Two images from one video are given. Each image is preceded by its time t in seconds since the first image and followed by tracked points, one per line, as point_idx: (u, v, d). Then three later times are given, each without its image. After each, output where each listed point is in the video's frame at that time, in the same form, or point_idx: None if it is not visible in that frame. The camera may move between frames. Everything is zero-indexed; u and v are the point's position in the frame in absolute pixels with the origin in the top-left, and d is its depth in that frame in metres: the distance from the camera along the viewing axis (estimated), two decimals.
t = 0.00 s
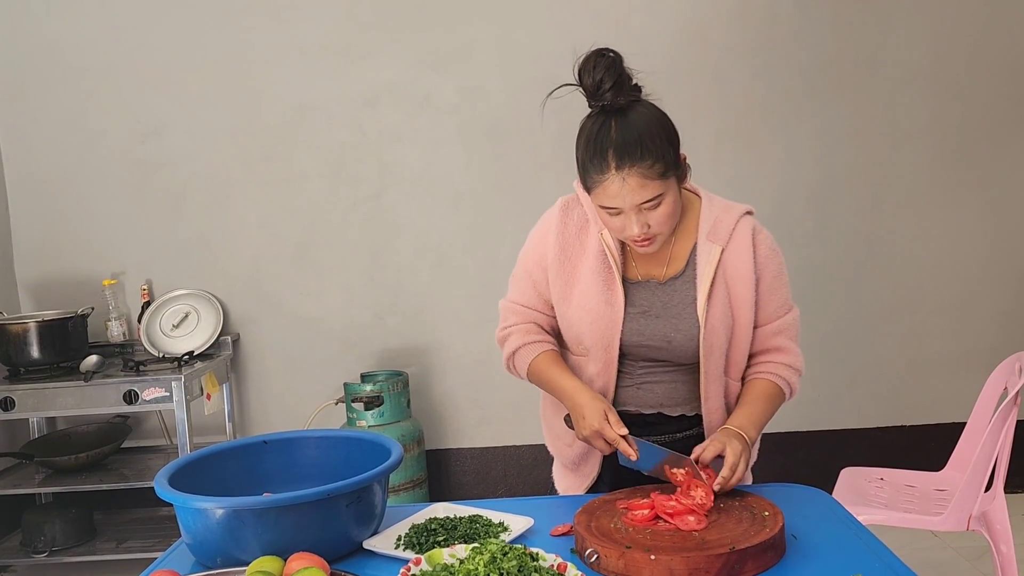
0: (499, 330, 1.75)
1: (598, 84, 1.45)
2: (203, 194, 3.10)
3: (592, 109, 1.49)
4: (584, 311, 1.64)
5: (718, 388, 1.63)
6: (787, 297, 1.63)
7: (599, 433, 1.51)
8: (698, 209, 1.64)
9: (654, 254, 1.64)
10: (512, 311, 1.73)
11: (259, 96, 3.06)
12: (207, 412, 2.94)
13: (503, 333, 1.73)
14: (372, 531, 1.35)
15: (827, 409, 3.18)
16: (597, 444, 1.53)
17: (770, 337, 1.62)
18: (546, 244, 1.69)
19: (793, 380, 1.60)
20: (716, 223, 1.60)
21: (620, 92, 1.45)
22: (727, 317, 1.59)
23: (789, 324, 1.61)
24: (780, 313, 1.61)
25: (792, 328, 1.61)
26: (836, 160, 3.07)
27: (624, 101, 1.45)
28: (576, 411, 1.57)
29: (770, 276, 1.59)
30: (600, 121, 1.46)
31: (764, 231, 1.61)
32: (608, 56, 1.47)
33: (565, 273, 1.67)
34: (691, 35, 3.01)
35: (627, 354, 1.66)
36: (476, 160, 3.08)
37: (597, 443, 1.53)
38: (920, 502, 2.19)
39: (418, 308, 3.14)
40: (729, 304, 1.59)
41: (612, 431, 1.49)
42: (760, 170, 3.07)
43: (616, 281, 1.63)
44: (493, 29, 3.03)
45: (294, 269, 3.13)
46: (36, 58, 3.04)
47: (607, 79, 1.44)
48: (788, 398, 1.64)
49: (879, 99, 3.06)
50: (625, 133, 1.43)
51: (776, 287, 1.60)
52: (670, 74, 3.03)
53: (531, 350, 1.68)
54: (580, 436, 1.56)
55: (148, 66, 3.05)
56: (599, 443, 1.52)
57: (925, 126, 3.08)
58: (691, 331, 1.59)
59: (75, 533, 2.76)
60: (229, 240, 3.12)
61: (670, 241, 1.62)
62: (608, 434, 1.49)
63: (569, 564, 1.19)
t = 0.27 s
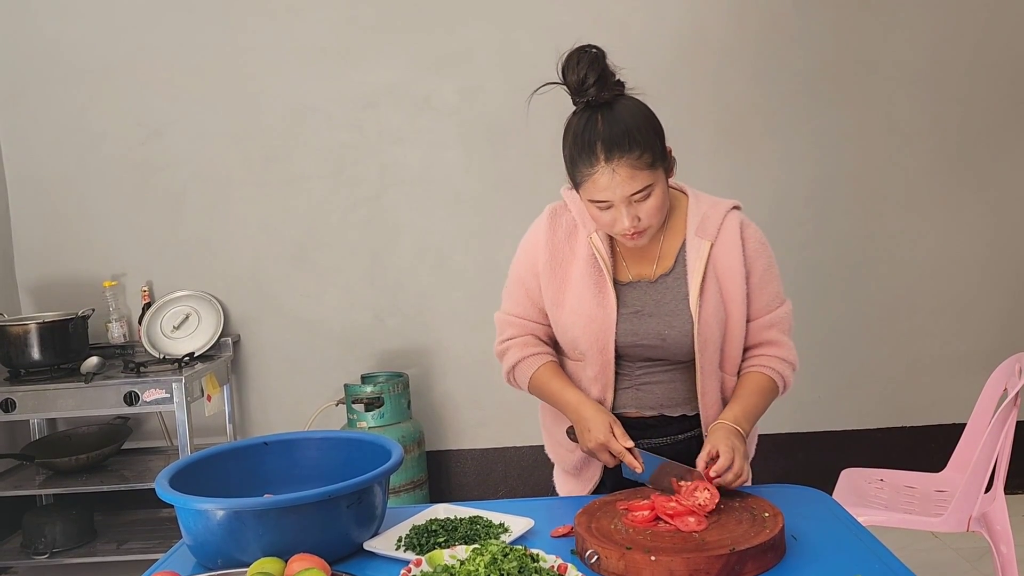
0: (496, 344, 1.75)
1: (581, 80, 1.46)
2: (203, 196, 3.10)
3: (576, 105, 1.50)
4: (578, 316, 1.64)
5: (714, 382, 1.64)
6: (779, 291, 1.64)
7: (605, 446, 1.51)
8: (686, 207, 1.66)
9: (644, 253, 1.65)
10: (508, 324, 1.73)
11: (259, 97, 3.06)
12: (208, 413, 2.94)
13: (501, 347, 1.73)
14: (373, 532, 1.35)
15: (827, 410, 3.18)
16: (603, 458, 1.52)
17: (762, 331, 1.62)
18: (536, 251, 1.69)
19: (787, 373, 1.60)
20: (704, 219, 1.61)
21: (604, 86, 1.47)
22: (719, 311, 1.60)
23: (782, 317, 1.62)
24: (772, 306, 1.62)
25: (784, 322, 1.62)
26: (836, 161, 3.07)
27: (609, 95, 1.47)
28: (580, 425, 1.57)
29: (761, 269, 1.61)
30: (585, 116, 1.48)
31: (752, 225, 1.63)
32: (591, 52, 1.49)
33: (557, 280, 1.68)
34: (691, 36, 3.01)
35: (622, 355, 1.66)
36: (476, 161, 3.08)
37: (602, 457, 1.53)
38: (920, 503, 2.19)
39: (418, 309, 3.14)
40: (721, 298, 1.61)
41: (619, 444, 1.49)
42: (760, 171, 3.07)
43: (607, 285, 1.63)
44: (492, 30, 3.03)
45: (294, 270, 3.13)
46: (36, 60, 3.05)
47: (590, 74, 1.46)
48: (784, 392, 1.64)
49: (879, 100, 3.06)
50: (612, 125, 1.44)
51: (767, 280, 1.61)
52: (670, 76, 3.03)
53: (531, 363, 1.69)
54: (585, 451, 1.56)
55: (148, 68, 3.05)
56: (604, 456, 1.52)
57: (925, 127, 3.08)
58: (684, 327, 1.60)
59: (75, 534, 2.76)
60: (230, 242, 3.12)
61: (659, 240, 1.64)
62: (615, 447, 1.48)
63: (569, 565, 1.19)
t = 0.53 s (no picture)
0: (495, 352, 1.75)
1: (570, 79, 1.48)
2: (204, 197, 3.10)
3: (565, 106, 1.51)
4: (574, 319, 1.64)
5: (712, 381, 1.64)
6: (774, 288, 1.65)
7: (609, 450, 1.50)
8: (677, 207, 1.67)
9: (638, 254, 1.66)
10: (506, 331, 1.73)
11: (261, 99, 3.06)
12: (209, 415, 2.95)
13: (500, 355, 1.73)
14: (374, 533, 1.35)
15: (828, 411, 3.18)
16: (609, 463, 1.52)
17: (758, 328, 1.62)
18: (531, 256, 1.70)
19: (784, 370, 1.60)
20: (696, 218, 1.62)
21: (592, 85, 1.48)
22: (714, 310, 1.61)
23: (776, 314, 1.62)
24: (767, 304, 1.63)
25: (779, 318, 1.62)
26: (836, 162, 3.08)
27: (597, 94, 1.48)
28: (584, 430, 1.57)
29: (754, 267, 1.61)
30: (575, 115, 1.48)
31: (744, 223, 1.64)
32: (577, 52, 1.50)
33: (552, 283, 1.68)
34: (692, 37, 3.02)
35: (619, 357, 1.66)
36: (478, 163, 3.09)
37: (608, 461, 1.52)
38: (921, 505, 2.19)
39: (419, 311, 3.15)
40: (715, 297, 1.61)
41: (623, 448, 1.48)
42: (761, 173, 3.07)
43: (602, 287, 1.64)
44: (494, 32, 3.03)
45: (295, 272, 3.13)
46: (38, 62, 3.05)
47: (578, 72, 1.47)
48: (781, 389, 1.64)
49: (880, 102, 3.06)
50: (603, 121, 1.45)
51: (761, 277, 1.62)
52: (671, 78, 3.03)
53: (532, 369, 1.69)
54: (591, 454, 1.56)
55: (150, 70, 3.05)
56: (610, 460, 1.52)
57: (925, 129, 3.08)
58: (680, 327, 1.60)
59: (76, 536, 2.76)
60: (231, 243, 3.12)
61: (653, 241, 1.65)
62: (619, 451, 1.48)
63: (571, 567, 1.19)
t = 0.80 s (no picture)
0: (496, 356, 1.74)
1: (564, 85, 1.47)
2: (206, 199, 3.10)
3: (562, 110, 1.51)
4: (572, 323, 1.64)
5: (712, 383, 1.64)
6: (772, 289, 1.65)
7: (613, 452, 1.50)
8: (674, 209, 1.67)
9: (636, 257, 1.66)
10: (506, 335, 1.73)
11: (263, 101, 3.07)
12: (211, 416, 2.95)
13: (500, 360, 1.73)
14: (376, 535, 1.35)
15: (830, 413, 3.18)
16: (614, 466, 1.52)
17: (758, 329, 1.62)
18: (529, 260, 1.70)
19: (784, 369, 1.60)
20: (694, 220, 1.62)
21: (588, 89, 1.47)
22: (714, 312, 1.61)
23: (776, 315, 1.62)
24: (766, 305, 1.63)
25: (779, 319, 1.62)
26: (838, 164, 3.07)
27: (593, 98, 1.48)
28: (586, 432, 1.56)
29: (753, 268, 1.62)
30: (571, 119, 1.48)
31: (741, 225, 1.64)
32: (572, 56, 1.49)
33: (550, 287, 1.68)
34: (694, 39, 3.02)
35: (619, 360, 1.66)
36: (480, 165, 3.09)
37: (613, 464, 1.52)
38: (923, 507, 2.18)
39: (421, 313, 3.15)
40: (715, 299, 1.61)
41: (627, 450, 1.49)
42: (763, 174, 3.07)
43: (601, 290, 1.64)
44: (496, 34, 3.03)
45: (297, 274, 3.13)
46: (41, 64, 3.06)
47: (572, 78, 1.46)
48: (781, 389, 1.64)
49: (882, 104, 3.06)
50: (599, 126, 1.45)
51: (760, 278, 1.62)
52: (673, 79, 3.03)
53: (532, 372, 1.68)
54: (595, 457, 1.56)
55: (152, 72, 3.06)
56: (615, 463, 1.52)
57: (927, 131, 3.08)
58: (680, 329, 1.60)
59: (78, 537, 2.76)
60: (233, 245, 3.12)
61: (651, 243, 1.65)
62: (623, 454, 1.48)
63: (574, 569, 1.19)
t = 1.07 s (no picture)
0: (502, 365, 1.72)
1: (563, 88, 1.47)
2: (208, 201, 3.11)
3: (561, 113, 1.51)
4: (576, 328, 1.64)
5: (714, 386, 1.63)
6: (773, 292, 1.65)
7: (628, 458, 1.49)
8: (675, 211, 1.67)
9: (638, 260, 1.65)
10: (512, 344, 1.71)
11: (265, 103, 3.07)
12: (213, 418, 2.94)
13: (507, 368, 1.71)
14: (379, 538, 1.35)
15: (832, 415, 3.17)
16: (628, 471, 1.51)
17: (759, 333, 1.62)
18: (531, 266, 1.68)
19: (782, 373, 1.60)
20: (695, 223, 1.62)
21: (587, 92, 1.47)
22: (715, 315, 1.61)
23: (776, 318, 1.62)
24: (767, 308, 1.63)
25: (779, 322, 1.62)
26: (841, 166, 3.07)
27: (592, 101, 1.47)
28: (599, 439, 1.55)
29: (754, 271, 1.61)
30: (571, 123, 1.48)
31: (742, 228, 1.64)
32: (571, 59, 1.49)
33: (554, 293, 1.67)
34: (696, 41, 3.02)
35: (621, 364, 1.66)
36: (482, 167, 3.09)
37: (626, 469, 1.51)
38: (926, 509, 2.18)
39: (423, 315, 3.14)
40: (716, 302, 1.61)
41: (641, 456, 1.47)
42: (764, 176, 3.07)
43: (603, 294, 1.63)
44: (498, 36, 3.03)
45: (299, 276, 3.13)
46: (43, 66, 3.06)
47: (571, 81, 1.46)
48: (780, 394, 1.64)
49: (884, 105, 3.06)
50: (598, 130, 1.44)
51: (761, 281, 1.62)
52: (675, 81, 3.03)
53: (541, 380, 1.67)
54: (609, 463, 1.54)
55: (154, 74, 3.06)
56: (629, 469, 1.50)
57: (930, 133, 3.08)
58: (682, 332, 1.60)
59: (80, 539, 2.76)
60: (235, 247, 3.12)
61: (652, 246, 1.64)
62: (639, 460, 1.46)
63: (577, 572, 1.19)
